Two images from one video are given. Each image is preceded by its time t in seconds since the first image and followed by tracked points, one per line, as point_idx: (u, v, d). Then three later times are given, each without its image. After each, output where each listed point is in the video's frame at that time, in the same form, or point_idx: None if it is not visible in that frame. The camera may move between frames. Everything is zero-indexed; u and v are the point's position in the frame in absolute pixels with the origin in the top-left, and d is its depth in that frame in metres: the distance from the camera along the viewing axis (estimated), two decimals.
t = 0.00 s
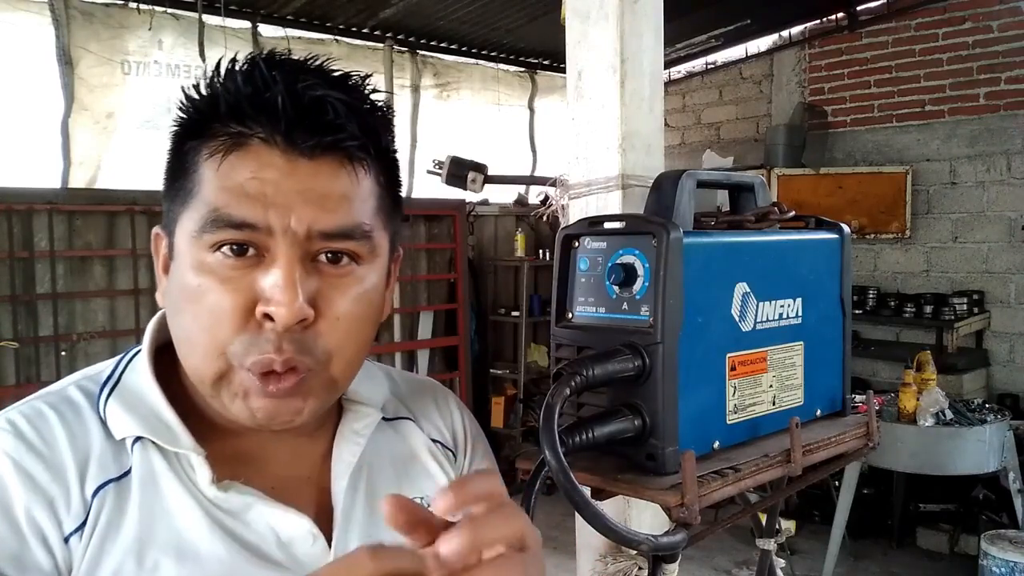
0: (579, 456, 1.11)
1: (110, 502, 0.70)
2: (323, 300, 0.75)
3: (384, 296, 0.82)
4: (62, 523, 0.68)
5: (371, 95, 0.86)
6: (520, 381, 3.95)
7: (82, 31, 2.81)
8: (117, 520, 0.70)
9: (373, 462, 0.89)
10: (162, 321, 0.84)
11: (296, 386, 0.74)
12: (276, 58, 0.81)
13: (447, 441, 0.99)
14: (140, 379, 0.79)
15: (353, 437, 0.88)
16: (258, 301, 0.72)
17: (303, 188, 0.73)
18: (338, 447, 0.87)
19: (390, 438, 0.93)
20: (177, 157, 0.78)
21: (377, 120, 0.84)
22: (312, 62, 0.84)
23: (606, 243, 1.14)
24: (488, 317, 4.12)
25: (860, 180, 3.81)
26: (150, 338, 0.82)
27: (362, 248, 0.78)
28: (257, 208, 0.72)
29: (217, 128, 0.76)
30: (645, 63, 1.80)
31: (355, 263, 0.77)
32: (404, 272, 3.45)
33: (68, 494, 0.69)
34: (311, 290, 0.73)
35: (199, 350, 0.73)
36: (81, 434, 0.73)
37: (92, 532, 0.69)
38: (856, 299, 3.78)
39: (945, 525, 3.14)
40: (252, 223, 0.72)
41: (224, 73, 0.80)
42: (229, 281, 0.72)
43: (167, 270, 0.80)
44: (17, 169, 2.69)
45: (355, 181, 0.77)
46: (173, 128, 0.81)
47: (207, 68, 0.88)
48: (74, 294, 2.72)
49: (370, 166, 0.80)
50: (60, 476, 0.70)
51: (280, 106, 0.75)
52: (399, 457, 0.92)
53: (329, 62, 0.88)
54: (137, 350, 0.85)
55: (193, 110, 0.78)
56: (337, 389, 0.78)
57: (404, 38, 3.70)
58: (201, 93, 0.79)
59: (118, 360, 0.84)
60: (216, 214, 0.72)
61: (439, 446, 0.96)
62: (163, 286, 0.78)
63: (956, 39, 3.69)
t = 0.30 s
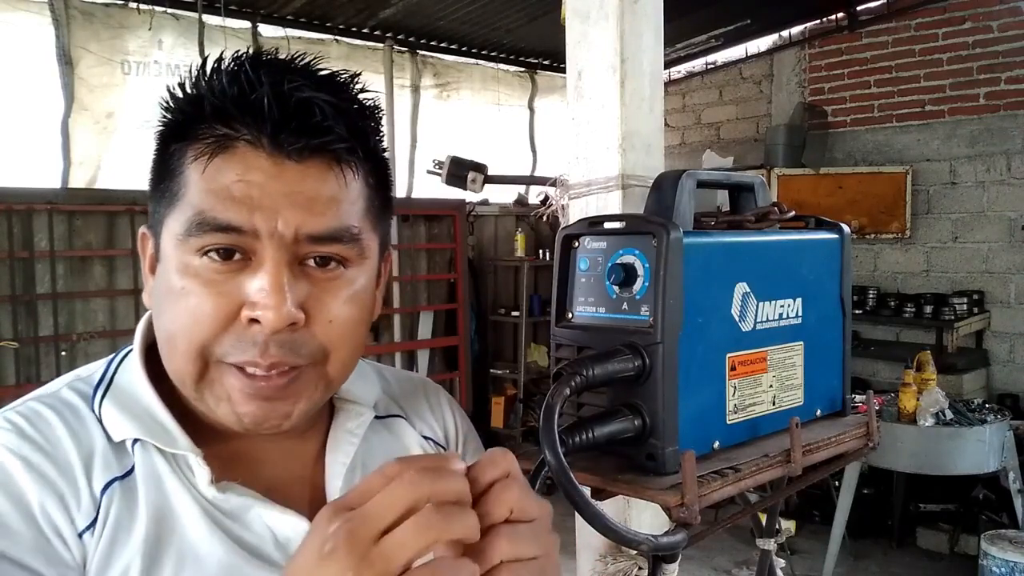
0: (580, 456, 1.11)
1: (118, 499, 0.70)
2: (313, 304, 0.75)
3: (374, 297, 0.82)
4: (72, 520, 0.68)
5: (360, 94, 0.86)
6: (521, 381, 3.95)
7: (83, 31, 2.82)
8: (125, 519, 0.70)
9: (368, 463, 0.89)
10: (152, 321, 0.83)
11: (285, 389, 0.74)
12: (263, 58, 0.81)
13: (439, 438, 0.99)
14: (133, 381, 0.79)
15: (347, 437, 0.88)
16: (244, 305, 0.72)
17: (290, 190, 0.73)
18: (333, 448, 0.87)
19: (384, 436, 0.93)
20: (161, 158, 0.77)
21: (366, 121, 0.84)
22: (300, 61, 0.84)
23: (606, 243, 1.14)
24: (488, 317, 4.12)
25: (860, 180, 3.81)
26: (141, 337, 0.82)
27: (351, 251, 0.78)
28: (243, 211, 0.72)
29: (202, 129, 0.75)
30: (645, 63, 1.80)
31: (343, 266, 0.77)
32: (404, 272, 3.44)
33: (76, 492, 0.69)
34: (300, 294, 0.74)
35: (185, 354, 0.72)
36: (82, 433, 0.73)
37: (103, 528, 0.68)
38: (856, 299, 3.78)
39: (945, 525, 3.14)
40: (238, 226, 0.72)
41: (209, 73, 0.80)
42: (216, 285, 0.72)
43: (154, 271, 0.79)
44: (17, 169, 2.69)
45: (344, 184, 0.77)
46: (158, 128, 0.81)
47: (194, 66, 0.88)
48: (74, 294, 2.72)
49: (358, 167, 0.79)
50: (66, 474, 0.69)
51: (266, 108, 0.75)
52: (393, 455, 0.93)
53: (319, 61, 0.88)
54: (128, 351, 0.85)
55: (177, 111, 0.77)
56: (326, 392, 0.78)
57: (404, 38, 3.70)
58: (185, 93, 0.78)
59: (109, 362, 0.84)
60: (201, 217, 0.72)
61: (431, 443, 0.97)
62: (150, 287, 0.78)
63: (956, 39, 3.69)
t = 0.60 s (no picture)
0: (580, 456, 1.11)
1: (110, 509, 0.70)
2: (317, 304, 0.75)
3: (377, 297, 0.82)
4: (62, 530, 0.68)
5: (366, 95, 0.86)
6: (520, 381, 3.95)
7: (82, 30, 2.82)
8: (117, 528, 0.70)
9: (368, 464, 0.89)
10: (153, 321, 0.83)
11: (289, 388, 0.75)
12: (270, 58, 0.81)
13: (438, 439, 0.99)
14: (131, 384, 0.79)
15: (347, 438, 0.88)
16: (248, 305, 0.72)
17: (297, 191, 0.73)
18: (332, 450, 0.86)
19: (383, 437, 0.93)
20: (167, 156, 0.77)
21: (373, 123, 0.84)
22: (307, 62, 0.84)
23: (606, 243, 1.14)
24: (488, 317, 4.12)
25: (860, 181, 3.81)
26: (140, 338, 0.81)
27: (356, 252, 0.78)
28: (250, 211, 0.72)
29: (210, 127, 0.75)
30: (645, 63, 1.80)
31: (348, 267, 0.78)
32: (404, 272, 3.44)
33: (68, 500, 0.69)
34: (305, 295, 0.74)
35: (188, 353, 0.72)
36: (76, 439, 0.73)
37: (94, 538, 0.68)
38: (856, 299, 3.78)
39: (945, 525, 3.14)
40: (244, 226, 0.72)
41: (217, 72, 0.79)
42: (220, 285, 0.72)
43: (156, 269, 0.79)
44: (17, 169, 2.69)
45: (350, 186, 0.77)
46: (163, 126, 0.80)
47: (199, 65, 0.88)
48: (74, 294, 2.72)
49: (365, 169, 0.80)
50: (58, 482, 0.69)
51: (275, 108, 0.75)
52: (392, 455, 0.92)
53: (324, 61, 0.88)
54: (127, 352, 0.84)
55: (184, 110, 0.77)
56: (329, 392, 0.79)
57: (404, 38, 3.70)
58: (192, 92, 0.78)
59: (107, 364, 0.84)
60: (207, 217, 0.72)
61: (430, 444, 0.97)
62: (152, 286, 0.78)
63: (956, 39, 3.68)
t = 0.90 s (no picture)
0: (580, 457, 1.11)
1: (102, 511, 0.70)
2: (313, 300, 0.75)
3: (372, 296, 0.82)
4: (52, 534, 0.67)
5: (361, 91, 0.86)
6: (521, 381, 3.95)
7: (82, 31, 2.82)
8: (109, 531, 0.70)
9: (366, 463, 0.89)
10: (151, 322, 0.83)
11: (287, 386, 0.74)
12: (264, 57, 0.81)
13: (437, 440, 0.99)
14: (128, 385, 0.79)
15: (345, 437, 0.88)
16: (246, 302, 0.72)
17: (291, 187, 0.73)
18: (330, 451, 0.86)
19: (382, 436, 0.93)
20: (163, 156, 0.77)
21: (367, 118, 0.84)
22: (300, 59, 0.84)
23: (606, 243, 1.14)
24: (488, 317, 4.13)
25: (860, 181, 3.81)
26: (138, 339, 0.81)
27: (351, 248, 0.78)
28: (245, 207, 0.72)
29: (204, 126, 0.75)
30: (645, 63, 1.80)
31: (344, 263, 0.78)
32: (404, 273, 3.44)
33: (60, 502, 0.68)
34: (302, 291, 0.74)
35: (186, 351, 0.72)
36: (70, 441, 0.72)
37: (85, 542, 0.68)
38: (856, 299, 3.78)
39: (945, 525, 3.14)
40: (240, 223, 0.72)
41: (211, 71, 0.80)
42: (217, 282, 0.72)
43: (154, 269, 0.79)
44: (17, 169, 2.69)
45: (345, 182, 0.77)
46: (158, 127, 0.81)
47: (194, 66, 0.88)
48: (74, 294, 2.72)
49: (359, 165, 0.80)
50: (49, 486, 0.69)
51: (269, 105, 0.75)
52: (391, 455, 0.92)
53: (318, 59, 0.88)
54: (125, 354, 0.84)
55: (178, 109, 0.77)
56: (327, 391, 0.78)
57: (404, 38, 3.70)
58: (187, 90, 0.78)
59: (105, 364, 0.83)
60: (204, 215, 0.72)
61: (429, 445, 0.97)
62: (150, 286, 0.78)
63: (956, 39, 3.68)
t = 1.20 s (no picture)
0: (580, 457, 1.11)
1: (105, 504, 0.70)
2: (311, 289, 0.75)
3: (370, 287, 0.83)
4: (56, 528, 0.67)
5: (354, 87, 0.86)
6: (521, 381, 3.95)
7: (83, 31, 2.82)
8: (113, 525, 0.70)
9: (366, 459, 0.89)
10: (151, 320, 0.83)
11: (286, 377, 0.74)
12: (258, 53, 0.81)
13: (438, 436, 0.99)
14: (129, 381, 0.79)
15: (344, 433, 0.88)
16: (245, 289, 0.72)
17: (288, 170, 0.74)
18: (330, 447, 0.86)
19: (382, 433, 0.93)
20: (159, 151, 0.77)
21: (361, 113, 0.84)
22: (294, 55, 0.84)
23: (606, 243, 1.14)
24: (488, 317, 4.13)
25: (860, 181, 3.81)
26: (139, 336, 0.81)
27: (348, 237, 0.78)
28: (242, 189, 0.73)
29: (201, 121, 0.75)
30: (645, 63, 1.80)
31: (341, 253, 0.78)
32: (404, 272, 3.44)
33: (63, 496, 0.69)
34: (300, 279, 0.74)
35: (186, 342, 0.72)
36: (72, 436, 0.73)
37: (88, 535, 0.68)
38: (856, 299, 3.78)
39: (945, 525, 3.14)
40: (238, 208, 0.73)
41: (205, 68, 0.80)
42: (216, 270, 0.72)
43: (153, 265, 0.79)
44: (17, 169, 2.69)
45: (341, 169, 0.78)
46: (153, 124, 0.80)
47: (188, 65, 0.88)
48: (74, 294, 2.72)
49: (354, 157, 0.80)
50: (53, 479, 0.69)
51: (265, 97, 0.75)
52: (392, 452, 0.92)
53: (311, 55, 0.88)
54: (124, 351, 0.84)
55: (173, 104, 0.77)
56: (327, 384, 0.78)
57: (404, 38, 3.70)
58: (183, 87, 0.78)
59: (105, 362, 0.84)
60: (203, 205, 0.72)
61: (430, 440, 0.97)
62: (148, 281, 0.78)
63: (956, 39, 3.69)
